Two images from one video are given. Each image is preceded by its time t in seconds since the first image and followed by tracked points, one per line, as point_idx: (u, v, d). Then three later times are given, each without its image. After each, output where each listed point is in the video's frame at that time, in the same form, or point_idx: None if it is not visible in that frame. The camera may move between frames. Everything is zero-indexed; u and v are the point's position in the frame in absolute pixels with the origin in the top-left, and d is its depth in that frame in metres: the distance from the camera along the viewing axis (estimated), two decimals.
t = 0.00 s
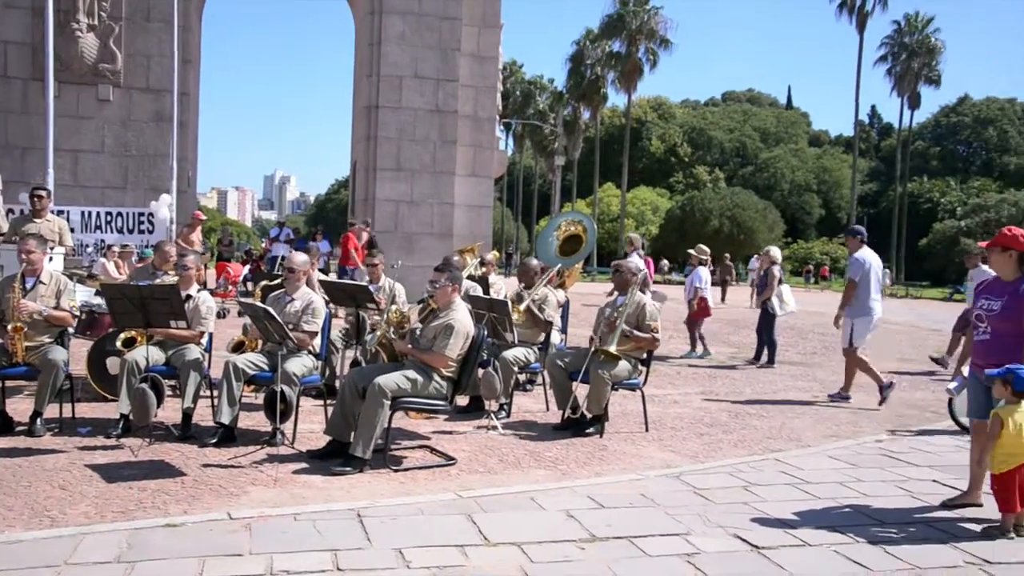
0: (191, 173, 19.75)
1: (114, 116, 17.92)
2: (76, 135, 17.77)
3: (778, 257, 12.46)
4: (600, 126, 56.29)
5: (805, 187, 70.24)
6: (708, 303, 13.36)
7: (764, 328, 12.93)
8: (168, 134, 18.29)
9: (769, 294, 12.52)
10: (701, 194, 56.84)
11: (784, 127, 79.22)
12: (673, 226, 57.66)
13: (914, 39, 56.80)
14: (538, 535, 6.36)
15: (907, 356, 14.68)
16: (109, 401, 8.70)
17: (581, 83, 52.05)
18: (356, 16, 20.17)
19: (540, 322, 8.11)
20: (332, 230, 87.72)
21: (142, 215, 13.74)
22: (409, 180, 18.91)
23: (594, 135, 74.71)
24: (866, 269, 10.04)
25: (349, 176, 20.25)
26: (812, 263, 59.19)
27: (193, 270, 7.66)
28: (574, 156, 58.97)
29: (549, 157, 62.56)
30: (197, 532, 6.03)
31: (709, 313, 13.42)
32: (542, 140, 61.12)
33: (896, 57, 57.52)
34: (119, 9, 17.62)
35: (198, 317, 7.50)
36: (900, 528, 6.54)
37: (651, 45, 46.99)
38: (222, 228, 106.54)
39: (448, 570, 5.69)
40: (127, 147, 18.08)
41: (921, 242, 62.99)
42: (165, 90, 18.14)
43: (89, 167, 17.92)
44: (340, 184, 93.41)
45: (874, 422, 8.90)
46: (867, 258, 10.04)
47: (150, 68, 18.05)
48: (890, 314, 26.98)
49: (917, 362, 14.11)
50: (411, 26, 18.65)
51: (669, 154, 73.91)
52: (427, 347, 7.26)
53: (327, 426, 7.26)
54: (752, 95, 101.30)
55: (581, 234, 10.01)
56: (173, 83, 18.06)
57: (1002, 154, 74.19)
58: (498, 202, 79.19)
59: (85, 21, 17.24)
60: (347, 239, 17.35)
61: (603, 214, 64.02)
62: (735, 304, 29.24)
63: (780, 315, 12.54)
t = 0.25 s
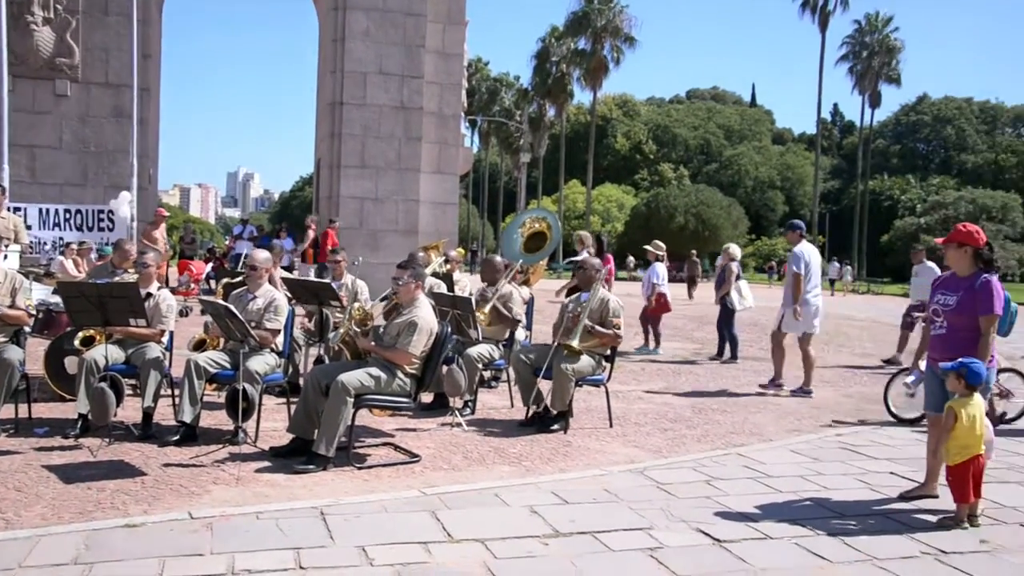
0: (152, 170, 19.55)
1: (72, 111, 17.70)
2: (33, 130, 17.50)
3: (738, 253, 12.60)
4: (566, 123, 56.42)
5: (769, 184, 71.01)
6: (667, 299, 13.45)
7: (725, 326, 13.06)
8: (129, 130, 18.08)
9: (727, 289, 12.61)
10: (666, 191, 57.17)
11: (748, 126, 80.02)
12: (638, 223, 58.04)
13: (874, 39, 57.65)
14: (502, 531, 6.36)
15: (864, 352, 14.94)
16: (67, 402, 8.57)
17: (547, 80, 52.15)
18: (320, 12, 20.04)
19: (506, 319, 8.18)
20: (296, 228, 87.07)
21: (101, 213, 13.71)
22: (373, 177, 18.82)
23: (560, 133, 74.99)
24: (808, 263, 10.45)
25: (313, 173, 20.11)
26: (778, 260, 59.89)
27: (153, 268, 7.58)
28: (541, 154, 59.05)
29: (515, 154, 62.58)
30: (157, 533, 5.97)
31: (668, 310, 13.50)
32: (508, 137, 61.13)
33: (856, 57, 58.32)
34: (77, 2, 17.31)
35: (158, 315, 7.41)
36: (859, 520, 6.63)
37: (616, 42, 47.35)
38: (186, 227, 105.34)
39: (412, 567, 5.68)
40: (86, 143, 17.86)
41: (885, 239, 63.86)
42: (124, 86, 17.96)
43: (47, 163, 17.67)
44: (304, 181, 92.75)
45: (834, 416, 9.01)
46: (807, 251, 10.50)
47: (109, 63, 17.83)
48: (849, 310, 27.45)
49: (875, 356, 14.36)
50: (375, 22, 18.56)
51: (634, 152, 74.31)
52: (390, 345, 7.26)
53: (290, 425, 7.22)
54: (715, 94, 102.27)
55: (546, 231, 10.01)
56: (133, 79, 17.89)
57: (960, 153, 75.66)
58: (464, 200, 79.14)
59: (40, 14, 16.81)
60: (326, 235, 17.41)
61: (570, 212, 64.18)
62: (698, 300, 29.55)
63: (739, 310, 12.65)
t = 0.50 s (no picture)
0: (118, 165, 19.33)
1: (36, 106, 17.44)
2: None
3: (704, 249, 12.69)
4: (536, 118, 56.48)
5: (738, 178, 70.99)
6: (630, 293, 13.54)
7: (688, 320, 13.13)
8: (94, 124, 17.87)
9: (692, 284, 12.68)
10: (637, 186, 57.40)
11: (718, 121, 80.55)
12: (609, 218, 58.24)
13: (841, 35, 58.24)
14: (473, 527, 6.36)
15: (829, 345, 15.13)
16: (31, 401, 8.46)
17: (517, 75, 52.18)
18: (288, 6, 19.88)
19: (478, 315, 8.22)
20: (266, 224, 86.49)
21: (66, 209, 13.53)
22: (344, 172, 18.73)
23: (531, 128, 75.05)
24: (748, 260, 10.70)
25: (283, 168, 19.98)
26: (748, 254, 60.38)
27: (118, 264, 7.50)
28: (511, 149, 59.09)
29: (486, 149, 62.55)
30: (124, 532, 5.90)
31: (630, 304, 13.59)
32: (479, 132, 61.08)
33: (823, 52, 58.89)
34: None
35: (125, 312, 7.33)
36: (826, 511, 6.70)
37: (587, 37, 47.59)
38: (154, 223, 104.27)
39: (382, 564, 5.66)
40: (50, 138, 17.61)
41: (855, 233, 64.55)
42: (89, 80, 17.73)
43: (10, 158, 17.40)
44: (274, 177, 92.11)
45: (803, 409, 9.10)
46: (749, 249, 10.73)
47: (73, 56, 17.60)
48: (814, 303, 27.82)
49: (840, 350, 14.55)
50: (344, 17, 18.44)
51: (605, 146, 74.58)
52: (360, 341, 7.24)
53: (259, 421, 7.18)
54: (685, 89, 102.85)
55: (516, 226, 10.02)
56: (98, 73, 17.67)
57: (926, 148, 76.75)
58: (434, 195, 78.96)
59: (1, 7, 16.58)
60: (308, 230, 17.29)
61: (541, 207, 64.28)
62: (667, 295, 29.77)
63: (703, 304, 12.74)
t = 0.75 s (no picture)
0: (83, 160, 19.09)
1: None
2: None
3: (671, 247, 12.78)
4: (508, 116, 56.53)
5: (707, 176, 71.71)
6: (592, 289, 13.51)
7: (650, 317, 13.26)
8: (58, 119, 17.64)
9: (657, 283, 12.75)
10: (609, 183, 57.66)
11: (690, 119, 81.02)
12: (581, 215, 58.37)
13: (810, 34, 58.78)
14: (442, 525, 6.35)
15: (795, 342, 15.27)
16: None
17: (489, 72, 52.18)
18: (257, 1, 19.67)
19: (447, 310, 8.24)
20: (236, 221, 85.83)
21: (30, 204, 13.23)
22: (314, 168, 18.57)
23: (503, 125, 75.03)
24: (692, 252, 11.35)
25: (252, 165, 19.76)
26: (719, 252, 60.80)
27: (82, 261, 7.41)
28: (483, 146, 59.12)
29: (457, 146, 62.50)
30: (88, 532, 5.83)
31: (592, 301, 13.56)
32: (451, 129, 61.04)
33: (792, 51, 59.40)
34: None
35: (89, 310, 7.24)
36: (793, 507, 6.76)
37: (559, 34, 47.68)
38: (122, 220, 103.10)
39: (350, 562, 5.64)
40: (13, 133, 17.35)
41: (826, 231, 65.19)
42: (53, 73, 17.49)
43: None
44: (243, 173, 91.44)
45: (771, 406, 9.17)
46: (693, 242, 11.39)
47: (36, 49, 17.35)
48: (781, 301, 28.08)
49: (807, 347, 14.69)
50: (315, 11, 18.22)
51: (577, 144, 74.79)
52: (329, 339, 7.20)
53: (227, 420, 7.13)
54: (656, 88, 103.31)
55: (486, 223, 10.00)
56: (63, 66, 17.43)
57: (894, 147, 77.72)
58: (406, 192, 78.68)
59: None
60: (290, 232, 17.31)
61: (513, 204, 64.39)
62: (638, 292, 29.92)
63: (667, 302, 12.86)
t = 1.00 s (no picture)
0: (45, 159, 18.83)
1: None
2: None
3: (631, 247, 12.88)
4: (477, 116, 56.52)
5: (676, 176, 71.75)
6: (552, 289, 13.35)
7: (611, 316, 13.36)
8: (20, 117, 17.39)
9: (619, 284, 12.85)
10: (579, 183, 57.85)
11: (659, 120, 81.47)
12: (551, 215, 58.46)
13: (776, 36, 59.28)
14: (409, 525, 6.33)
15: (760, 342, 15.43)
16: None
17: (459, 71, 52.14)
18: None
19: (415, 309, 8.23)
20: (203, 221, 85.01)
21: None
22: (282, 168, 18.43)
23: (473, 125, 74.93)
24: (641, 252, 11.33)
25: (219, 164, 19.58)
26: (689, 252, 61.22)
27: (45, 260, 7.30)
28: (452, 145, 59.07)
29: (426, 146, 62.40)
30: (48, 536, 5.74)
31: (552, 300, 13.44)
32: (420, 128, 60.95)
33: (760, 52, 59.87)
34: None
35: (51, 310, 7.14)
36: (759, 504, 6.81)
37: (527, 33, 47.69)
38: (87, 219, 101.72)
39: (316, 564, 5.60)
40: None
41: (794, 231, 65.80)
42: (14, 70, 17.26)
43: None
44: (210, 173, 90.58)
45: (737, 405, 9.24)
46: (641, 242, 11.36)
47: None
48: (747, 299, 28.34)
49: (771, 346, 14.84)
50: (283, 10, 18.12)
51: (546, 144, 74.92)
52: (295, 339, 7.16)
53: (192, 421, 7.06)
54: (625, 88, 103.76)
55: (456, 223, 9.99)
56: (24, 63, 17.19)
57: (860, 148, 78.73)
58: (375, 192, 78.30)
59: None
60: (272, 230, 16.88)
61: (484, 204, 64.40)
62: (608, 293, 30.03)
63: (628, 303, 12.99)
